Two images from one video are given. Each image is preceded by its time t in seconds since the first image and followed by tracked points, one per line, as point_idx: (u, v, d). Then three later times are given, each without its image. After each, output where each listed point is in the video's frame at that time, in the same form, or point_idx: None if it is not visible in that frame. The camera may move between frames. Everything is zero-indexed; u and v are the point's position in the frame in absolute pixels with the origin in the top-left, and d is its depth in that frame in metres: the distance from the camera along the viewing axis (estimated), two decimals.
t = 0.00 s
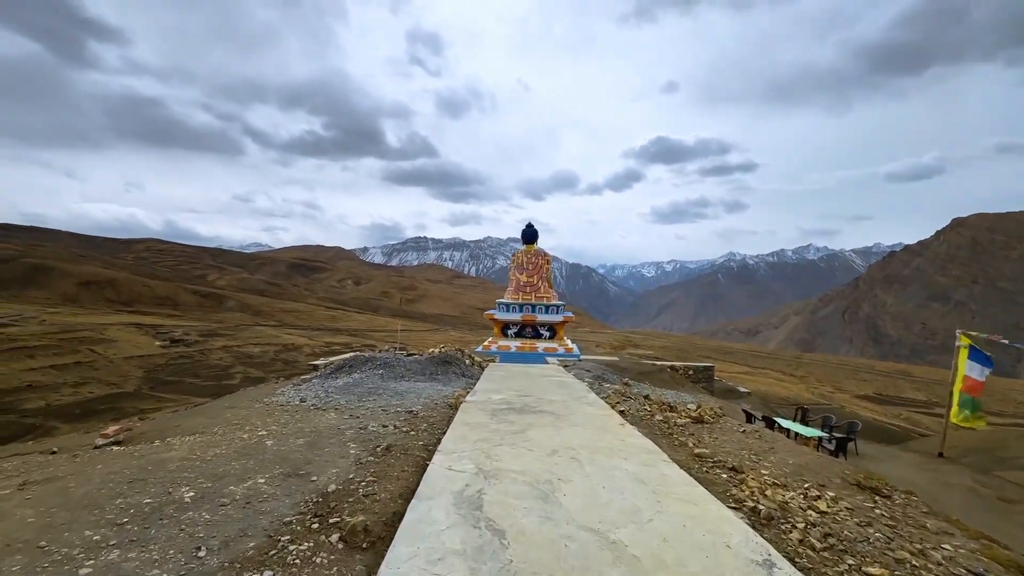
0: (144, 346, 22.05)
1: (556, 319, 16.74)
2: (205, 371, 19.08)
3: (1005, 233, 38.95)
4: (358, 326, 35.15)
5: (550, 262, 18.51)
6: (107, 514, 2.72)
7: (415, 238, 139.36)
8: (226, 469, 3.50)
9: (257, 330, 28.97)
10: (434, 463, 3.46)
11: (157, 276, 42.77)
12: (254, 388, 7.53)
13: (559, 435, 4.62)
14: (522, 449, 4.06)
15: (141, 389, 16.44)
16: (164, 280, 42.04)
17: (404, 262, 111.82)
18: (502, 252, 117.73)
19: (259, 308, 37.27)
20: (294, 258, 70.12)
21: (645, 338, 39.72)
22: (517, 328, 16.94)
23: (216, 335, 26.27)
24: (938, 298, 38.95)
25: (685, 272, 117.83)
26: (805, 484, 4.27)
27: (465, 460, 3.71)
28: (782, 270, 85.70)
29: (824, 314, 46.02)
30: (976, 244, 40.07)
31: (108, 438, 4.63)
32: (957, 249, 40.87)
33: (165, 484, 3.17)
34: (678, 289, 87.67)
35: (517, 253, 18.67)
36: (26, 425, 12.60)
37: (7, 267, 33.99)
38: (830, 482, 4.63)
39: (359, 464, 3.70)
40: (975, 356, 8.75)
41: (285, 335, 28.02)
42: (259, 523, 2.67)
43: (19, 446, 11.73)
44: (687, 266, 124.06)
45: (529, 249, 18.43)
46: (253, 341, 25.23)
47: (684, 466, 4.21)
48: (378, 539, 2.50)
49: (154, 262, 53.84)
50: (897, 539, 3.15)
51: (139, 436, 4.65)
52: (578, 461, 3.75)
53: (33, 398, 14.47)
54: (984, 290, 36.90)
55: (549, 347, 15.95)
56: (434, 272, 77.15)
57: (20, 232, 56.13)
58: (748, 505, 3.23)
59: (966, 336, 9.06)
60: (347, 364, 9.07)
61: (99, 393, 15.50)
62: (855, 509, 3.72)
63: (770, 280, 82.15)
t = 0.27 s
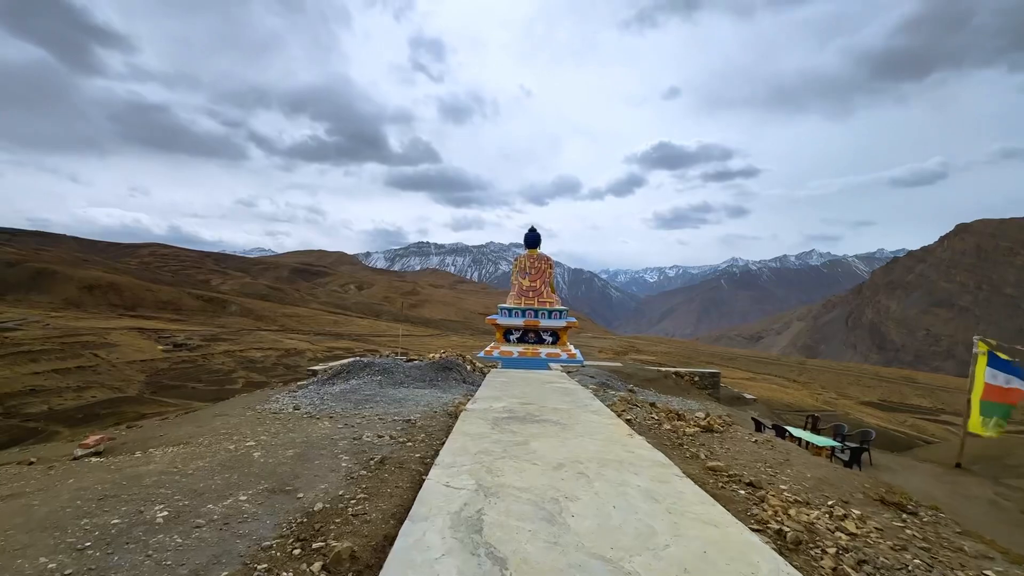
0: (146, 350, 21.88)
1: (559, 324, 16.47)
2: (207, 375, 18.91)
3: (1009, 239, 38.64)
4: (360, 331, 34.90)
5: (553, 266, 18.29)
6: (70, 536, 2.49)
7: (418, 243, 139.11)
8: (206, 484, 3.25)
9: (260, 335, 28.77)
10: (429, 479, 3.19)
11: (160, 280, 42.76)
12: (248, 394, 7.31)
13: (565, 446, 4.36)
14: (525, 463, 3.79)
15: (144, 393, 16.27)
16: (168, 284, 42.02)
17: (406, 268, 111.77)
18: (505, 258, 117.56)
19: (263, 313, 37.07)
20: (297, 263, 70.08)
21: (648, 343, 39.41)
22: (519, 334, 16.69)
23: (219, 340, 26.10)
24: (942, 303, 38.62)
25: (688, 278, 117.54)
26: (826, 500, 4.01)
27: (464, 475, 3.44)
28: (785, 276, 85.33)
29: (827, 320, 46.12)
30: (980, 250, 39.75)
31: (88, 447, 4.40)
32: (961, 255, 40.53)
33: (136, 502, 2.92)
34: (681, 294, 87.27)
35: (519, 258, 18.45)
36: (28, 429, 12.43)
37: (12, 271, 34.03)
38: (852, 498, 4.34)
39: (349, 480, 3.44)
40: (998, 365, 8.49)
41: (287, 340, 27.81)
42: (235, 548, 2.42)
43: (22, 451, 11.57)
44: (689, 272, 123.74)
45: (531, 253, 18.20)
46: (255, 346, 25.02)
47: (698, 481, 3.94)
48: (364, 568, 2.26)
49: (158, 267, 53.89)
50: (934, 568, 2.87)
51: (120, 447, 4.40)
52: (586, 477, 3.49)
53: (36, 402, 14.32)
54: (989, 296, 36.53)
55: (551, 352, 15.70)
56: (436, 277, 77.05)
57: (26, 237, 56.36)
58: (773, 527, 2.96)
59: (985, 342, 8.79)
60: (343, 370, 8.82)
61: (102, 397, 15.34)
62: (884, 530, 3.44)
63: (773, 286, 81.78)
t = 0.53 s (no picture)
0: (144, 355, 21.60)
1: (559, 328, 16.20)
2: (205, 380, 18.62)
3: (1007, 242, 38.42)
4: (358, 335, 34.60)
5: (552, 270, 18.03)
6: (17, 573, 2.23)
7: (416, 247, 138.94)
8: (177, 508, 2.98)
9: (258, 339, 28.49)
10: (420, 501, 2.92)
11: (159, 285, 42.45)
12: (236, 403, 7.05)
13: (567, 461, 4.10)
14: (525, 482, 3.52)
15: (141, 399, 15.99)
16: (167, 288, 41.72)
17: (405, 272, 111.50)
18: (504, 261, 117.37)
19: (261, 317, 36.79)
20: (296, 267, 69.81)
21: (648, 347, 39.20)
22: (518, 338, 16.43)
23: (217, 344, 25.82)
24: (941, 307, 38.49)
25: (687, 281, 117.40)
26: (846, 519, 3.75)
27: (458, 496, 3.18)
28: (784, 279, 85.23)
29: (826, 323, 46.08)
30: (977, 253, 39.49)
31: (59, 463, 4.12)
32: (957, 258, 40.24)
33: (96, 530, 2.66)
34: (680, 298, 87.10)
35: (517, 261, 18.20)
36: (25, 434, 12.16)
37: (11, 275, 33.77)
38: (872, 516, 4.09)
39: (334, 502, 3.17)
40: (1011, 371, 8.27)
41: (285, 344, 27.53)
42: None
43: (18, 456, 11.30)
44: (688, 276, 123.67)
45: (530, 256, 17.94)
46: (254, 350, 24.75)
47: (709, 499, 3.69)
48: None
49: (157, 271, 53.62)
50: None
51: (93, 463, 4.13)
52: (591, 498, 3.23)
53: (32, 407, 14.04)
54: (986, 299, 36.28)
55: (551, 356, 15.44)
56: (435, 281, 76.83)
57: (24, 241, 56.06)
58: (796, 556, 2.71)
59: (997, 346, 8.54)
60: (337, 377, 8.54)
61: (99, 402, 15.06)
62: (913, 555, 3.18)
63: (772, 289, 81.65)
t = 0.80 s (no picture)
0: (140, 360, 21.24)
1: (556, 330, 15.95)
2: (200, 384, 18.28)
3: (1001, 242, 38.51)
4: (354, 339, 34.29)
5: (548, 271, 17.79)
6: None
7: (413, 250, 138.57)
8: (128, 533, 2.70)
9: (254, 343, 28.14)
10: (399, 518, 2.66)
11: (154, 289, 41.98)
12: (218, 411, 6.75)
13: (562, 473, 3.82)
14: (517, 497, 3.25)
15: (136, 403, 15.64)
16: (162, 293, 41.26)
17: (402, 275, 111.09)
18: (501, 264, 117.11)
19: (257, 321, 36.43)
20: (292, 270, 69.35)
21: (645, 349, 39.00)
22: (515, 341, 16.16)
23: (213, 348, 25.44)
24: (935, 307, 38.51)
25: (683, 283, 117.49)
26: (861, 534, 3.50)
27: (442, 513, 2.91)
28: (780, 280, 85.35)
29: (822, 324, 46.04)
30: (971, 254, 39.50)
31: (16, 478, 3.84)
32: (951, 259, 40.17)
33: (33, 560, 2.38)
34: (677, 300, 87.06)
35: (513, 263, 17.94)
36: (15, 441, 11.82)
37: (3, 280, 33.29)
38: (886, 527, 3.87)
39: (304, 521, 2.91)
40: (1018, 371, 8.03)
41: (281, 348, 27.19)
42: None
43: (9, 464, 10.99)
44: (685, 278, 123.72)
45: (526, 258, 17.69)
46: (250, 354, 24.41)
47: (715, 513, 3.44)
48: None
49: (152, 275, 53.11)
50: None
51: (51, 479, 3.84)
52: (587, 514, 2.96)
53: (25, 414, 13.70)
54: (980, 300, 36.26)
55: (548, 358, 15.20)
56: (432, 284, 76.49)
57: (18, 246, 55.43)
58: None
59: (1003, 347, 8.32)
60: (326, 382, 8.25)
61: (94, 408, 14.71)
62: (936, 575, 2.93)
63: (768, 290, 81.75)
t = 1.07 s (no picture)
0: (134, 364, 20.84)
1: (552, 333, 15.70)
2: (194, 389, 17.90)
3: (992, 243, 38.79)
4: (349, 341, 33.97)
5: (544, 274, 17.56)
6: None
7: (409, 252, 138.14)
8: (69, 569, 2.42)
9: (249, 347, 27.76)
10: (373, 548, 2.39)
11: (147, 293, 41.43)
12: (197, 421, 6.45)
13: (555, 489, 3.56)
14: (507, 519, 2.98)
15: (129, 409, 15.26)
16: (156, 297, 40.73)
17: (398, 278, 110.66)
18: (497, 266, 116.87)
19: (252, 324, 36.04)
20: (287, 274, 68.84)
21: (643, 351, 38.85)
22: (510, 344, 15.88)
23: (208, 352, 25.05)
24: (929, 307, 38.64)
25: (679, 284, 117.64)
26: (876, 555, 3.26)
27: (421, 541, 2.64)
28: (775, 281, 85.57)
29: (817, 324, 45.79)
30: (963, 254, 39.75)
31: None
32: (943, 259, 40.48)
33: None
34: (673, 301, 87.09)
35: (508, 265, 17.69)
36: (6, 448, 11.49)
37: None
38: (900, 544, 3.65)
39: (269, 551, 2.63)
40: None
41: (277, 352, 26.84)
42: None
43: None
44: (681, 279, 123.87)
45: (521, 260, 17.44)
46: (245, 358, 24.03)
47: (720, 533, 3.19)
48: None
49: (146, 279, 52.53)
50: None
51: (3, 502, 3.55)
52: (582, 540, 2.70)
53: (17, 420, 13.33)
54: (974, 300, 36.52)
55: (543, 361, 14.97)
56: (428, 287, 76.17)
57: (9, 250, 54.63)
58: None
59: (1009, 349, 8.14)
60: (312, 389, 7.95)
61: (87, 413, 14.34)
62: None
63: (764, 291, 81.91)
